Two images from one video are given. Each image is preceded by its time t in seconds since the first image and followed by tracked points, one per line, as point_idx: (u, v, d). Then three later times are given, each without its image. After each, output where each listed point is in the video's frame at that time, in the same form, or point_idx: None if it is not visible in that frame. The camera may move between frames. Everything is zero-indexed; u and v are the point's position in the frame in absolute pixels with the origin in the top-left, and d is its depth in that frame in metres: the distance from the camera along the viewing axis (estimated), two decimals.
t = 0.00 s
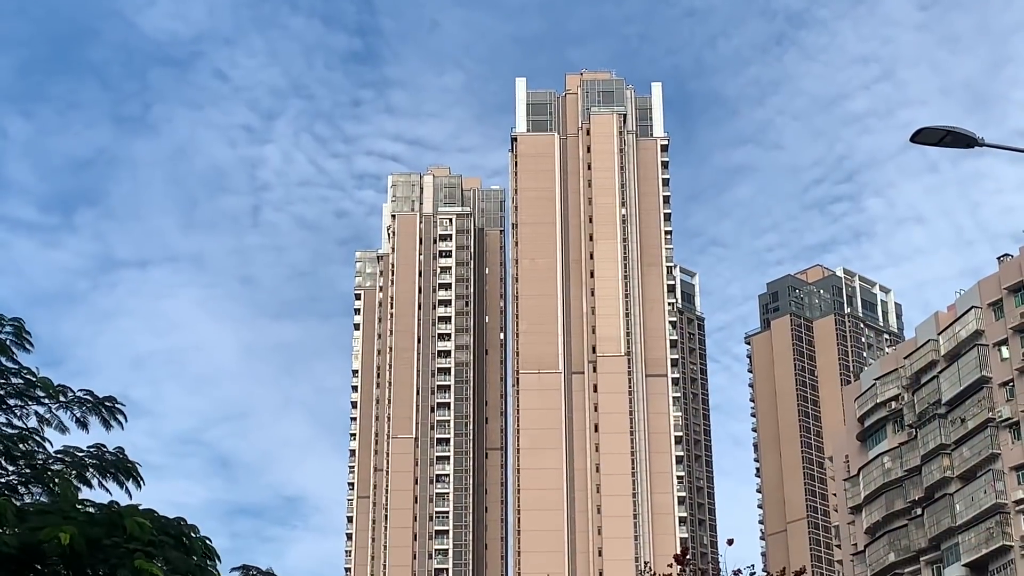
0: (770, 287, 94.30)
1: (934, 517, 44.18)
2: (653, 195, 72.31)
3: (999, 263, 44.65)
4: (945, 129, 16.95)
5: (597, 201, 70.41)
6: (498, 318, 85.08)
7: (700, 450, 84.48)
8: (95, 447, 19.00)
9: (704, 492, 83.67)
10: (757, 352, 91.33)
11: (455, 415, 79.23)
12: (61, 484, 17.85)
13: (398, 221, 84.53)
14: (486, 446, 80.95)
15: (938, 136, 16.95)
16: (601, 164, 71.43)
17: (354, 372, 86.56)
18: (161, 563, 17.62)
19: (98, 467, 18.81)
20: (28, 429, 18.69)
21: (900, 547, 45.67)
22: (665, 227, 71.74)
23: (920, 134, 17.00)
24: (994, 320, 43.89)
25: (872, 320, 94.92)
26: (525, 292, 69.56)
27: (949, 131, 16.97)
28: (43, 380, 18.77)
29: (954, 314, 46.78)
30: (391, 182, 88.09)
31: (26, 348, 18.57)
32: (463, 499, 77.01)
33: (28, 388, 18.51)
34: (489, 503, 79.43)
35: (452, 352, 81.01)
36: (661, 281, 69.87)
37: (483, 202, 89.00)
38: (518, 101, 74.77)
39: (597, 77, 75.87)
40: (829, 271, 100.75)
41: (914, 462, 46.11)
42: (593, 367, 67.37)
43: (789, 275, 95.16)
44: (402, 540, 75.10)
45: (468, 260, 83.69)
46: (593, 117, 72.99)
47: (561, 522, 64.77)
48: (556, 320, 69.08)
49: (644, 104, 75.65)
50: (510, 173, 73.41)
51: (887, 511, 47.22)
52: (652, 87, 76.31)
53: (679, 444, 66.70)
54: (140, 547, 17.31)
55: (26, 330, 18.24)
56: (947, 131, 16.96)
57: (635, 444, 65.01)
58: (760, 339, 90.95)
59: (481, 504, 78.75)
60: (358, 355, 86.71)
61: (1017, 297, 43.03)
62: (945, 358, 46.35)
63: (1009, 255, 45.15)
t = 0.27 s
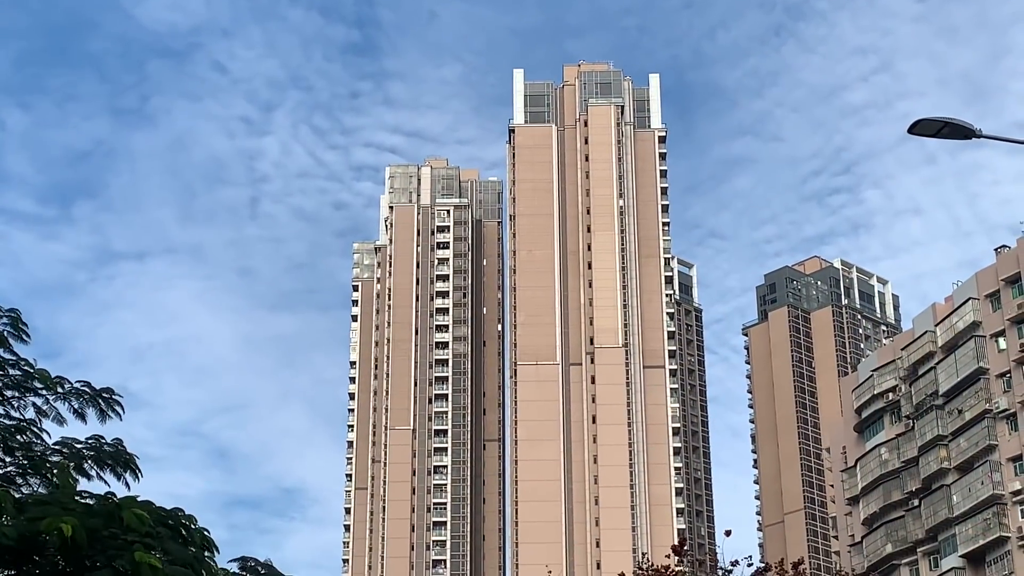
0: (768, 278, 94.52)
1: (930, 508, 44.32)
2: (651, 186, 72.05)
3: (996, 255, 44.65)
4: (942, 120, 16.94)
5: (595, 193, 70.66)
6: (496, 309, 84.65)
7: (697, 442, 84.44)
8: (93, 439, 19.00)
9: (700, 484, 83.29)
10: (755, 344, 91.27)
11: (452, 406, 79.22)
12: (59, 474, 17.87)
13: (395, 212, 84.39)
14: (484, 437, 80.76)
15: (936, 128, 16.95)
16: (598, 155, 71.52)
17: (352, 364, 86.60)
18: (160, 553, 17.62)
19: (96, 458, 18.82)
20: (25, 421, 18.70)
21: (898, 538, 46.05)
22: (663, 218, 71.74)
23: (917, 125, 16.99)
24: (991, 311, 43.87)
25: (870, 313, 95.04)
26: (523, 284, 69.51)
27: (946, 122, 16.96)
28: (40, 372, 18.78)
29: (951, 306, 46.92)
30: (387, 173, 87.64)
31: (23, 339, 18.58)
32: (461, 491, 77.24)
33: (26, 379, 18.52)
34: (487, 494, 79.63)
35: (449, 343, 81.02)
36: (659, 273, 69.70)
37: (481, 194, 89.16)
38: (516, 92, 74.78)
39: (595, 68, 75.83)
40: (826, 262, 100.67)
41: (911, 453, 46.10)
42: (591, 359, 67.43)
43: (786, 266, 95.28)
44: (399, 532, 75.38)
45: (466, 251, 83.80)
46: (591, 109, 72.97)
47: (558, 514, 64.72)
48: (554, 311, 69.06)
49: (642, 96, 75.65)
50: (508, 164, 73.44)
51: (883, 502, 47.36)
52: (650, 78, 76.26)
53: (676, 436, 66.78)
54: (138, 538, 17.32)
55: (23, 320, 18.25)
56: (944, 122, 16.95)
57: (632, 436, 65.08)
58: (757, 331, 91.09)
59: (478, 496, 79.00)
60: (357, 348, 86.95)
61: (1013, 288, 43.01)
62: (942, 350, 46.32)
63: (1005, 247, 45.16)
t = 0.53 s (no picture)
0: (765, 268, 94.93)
1: (927, 497, 44.35)
2: (648, 176, 71.60)
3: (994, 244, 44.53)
4: (941, 109, 16.94)
5: (592, 182, 70.58)
6: (493, 299, 84.56)
7: (694, 431, 84.42)
8: (92, 428, 19.00)
9: (698, 473, 83.52)
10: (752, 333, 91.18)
11: (450, 396, 78.98)
12: (57, 463, 17.90)
13: (393, 202, 84.61)
14: (481, 427, 80.55)
15: (934, 117, 16.94)
16: (595, 144, 71.46)
17: (349, 354, 86.68)
18: (159, 542, 17.64)
19: (94, 447, 18.82)
20: (24, 410, 18.72)
21: (895, 527, 46.07)
22: (661, 208, 71.38)
23: (916, 114, 16.98)
24: (989, 300, 43.71)
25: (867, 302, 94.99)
26: (520, 274, 69.76)
27: (945, 111, 16.96)
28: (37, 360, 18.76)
29: (948, 295, 46.87)
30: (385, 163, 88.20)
31: (20, 328, 18.56)
32: (458, 481, 76.91)
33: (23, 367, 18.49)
34: (484, 483, 79.24)
35: (446, 333, 80.95)
36: (657, 262, 69.37)
37: (478, 183, 88.61)
38: (513, 82, 74.75)
39: (593, 58, 75.72)
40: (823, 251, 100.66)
41: (909, 443, 46.18)
42: (588, 349, 67.37)
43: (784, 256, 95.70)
44: (397, 521, 75.50)
45: (463, 241, 83.39)
46: (588, 99, 72.77)
47: (555, 504, 64.64)
48: (551, 301, 69.16)
49: (639, 85, 75.55)
50: (506, 154, 73.72)
51: (881, 492, 47.42)
52: (648, 68, 76.14)
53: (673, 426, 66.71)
54: (136, 527, 17.35)
55: (19, 309, 18.24)
56: (943, 111, 16.95)
57: (629, 425, 65.04)
58: (754, 320, 90.85)
59: (476, 485, 78.67)
60: (354, 336, 86.67)
61: (1011, 277, 42.76)
62: (939, 339, 46.35)
63: (1003, 236, 44.98)
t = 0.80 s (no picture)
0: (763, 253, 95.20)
1: (925, 483, 44.27)
2: (646, 161, 71.77)
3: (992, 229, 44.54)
4: (939, 95, 16.93)
5: (591, 167, 70.32)
6: (492, 285, 84.83)
7: (692, 416, 84.33)
8: (90, 415, 18.97)
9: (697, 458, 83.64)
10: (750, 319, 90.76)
11: (447, 381, 79.06)
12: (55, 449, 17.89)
13: (391, 187, 84.69)
14: (480, 413, 81.30)
15: (932, 102, 16.94)
16: (593, 129, 71.24)
17: (348, 340, 86.79)
18: (157, 527, 17.66)
19: (92, 434, 18.79)
20: (23, 397, 18.69)
21: (892, 513, 46.03)
22: (659, 194, 71.42)
23: (914, 99, 16.99)
24: (987, 286, 43.77)
25: (865, 288, 94.91)
26: (519, 260, 69.74)
27: (943, 97, 16.95)
28: (36, 346, 18.72)
29: (946, 281, 46.78)
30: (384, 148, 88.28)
31: (19, 314, 18.54)
32: (457, 466, 76.90)
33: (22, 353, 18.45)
34: (483, 469, 79.75)
35: (445, 319, 80.83)
36: (654, 248, 69.60)
37: (476, 168, 89.23)
38: (511, 67, 74.53)
39: (591, 43, 75.60)
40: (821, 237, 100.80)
41: (907, 428, 46.24)
42: (586, 335, 67.56)
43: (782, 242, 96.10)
44: (395, 507, 75.62)
45: (462, 227, 83.52)
46: (586, 84, 72.48)
47: (553, 490, 64.83)
48: (550, 287, 69.28)
49: (638, 70, 75.36)
50: (505, 139, 73.50)
51: (878, 477, 47.62)
52: (647, 52, 75.97)
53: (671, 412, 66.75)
54: (135, 512, 17.37)
55: (17, 295, 18.19)
56: (941, 97, 16.94)
57: (628, 411, 65.12)
58: (752, 306, 90.59)
59: (475, 470, 79.15)
60: (352, 322, 86.86)
61: (1009, 263, 42.89)
62: (938, 325, 46.31)
63: (1001, 221, 44.98)
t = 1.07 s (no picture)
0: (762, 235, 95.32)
1: (924, 463, 44.31)
2: (645, 142, 71.81)
3: (991, 209, 44.50)
4: (938, 74, 16.89)
5: (589, 148, 70.52)
6: (490, 266, 84.91)
7: (690, 397, 84.39)
8: (89, 395, 18.97)
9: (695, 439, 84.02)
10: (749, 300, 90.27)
11: (446, 362, 79.10)
12: (54, 430, 17.92)
13: (389, 167, 84.18)
14: (478, 394, 81.33)
15: (932, 82, 16.88)
16: (592, 110, 71.29)
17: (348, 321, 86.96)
18: (156, 507, 17.70)
19: (91, 415, 18.81)
20: (22, 377, 18.68)
21: (890, 493, 46.05)
22: (658, 175, 71.53)
23: (914, 79, 16.90)
24: (985, 267, 43.86)
25: (864, 268, 93.93)
26: (518, 241, 69.63)
27: (942, 76, 16.91)
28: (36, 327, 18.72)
29: (945, 262, 46.95)
30: (381, 130, 87.69)
31: (19, 294, 18.53)
32: (456, 448, 77.09)
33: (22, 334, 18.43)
34: (481, 450, 79.83)
35: (443, 300, 80.78)
36: (654, 229, 69.42)
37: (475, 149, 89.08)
38: (510, 47, 74.40)
39: (590, 24, 75.59)
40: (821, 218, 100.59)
41: (905, 409, 46.27)
42: (585, 316, 67.66)
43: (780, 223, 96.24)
44: (393, 488, 76.02)
45: (460, 207, 83.63)
46: (585, 65, 72.62)
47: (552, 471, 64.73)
48: (548, 268, 69.08)
49: (636, 51, 75.37)
50: (502, 121, 73.21)
51: (876, 457, 47.60)
52: (646, 33, 75.93)
53: (669, 393, 66.84)
54: (135, 493, 17.41)
55: (15, 275, 18.18)
56: (941, 76, 16.90)
57: (626, 392, 65.28)
58: (750, 286, 90.05)
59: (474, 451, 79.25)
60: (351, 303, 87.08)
61: (1006, 244, 42.96)
62: (936, 306, 46.48)
63: (998, 202, 45.05)
